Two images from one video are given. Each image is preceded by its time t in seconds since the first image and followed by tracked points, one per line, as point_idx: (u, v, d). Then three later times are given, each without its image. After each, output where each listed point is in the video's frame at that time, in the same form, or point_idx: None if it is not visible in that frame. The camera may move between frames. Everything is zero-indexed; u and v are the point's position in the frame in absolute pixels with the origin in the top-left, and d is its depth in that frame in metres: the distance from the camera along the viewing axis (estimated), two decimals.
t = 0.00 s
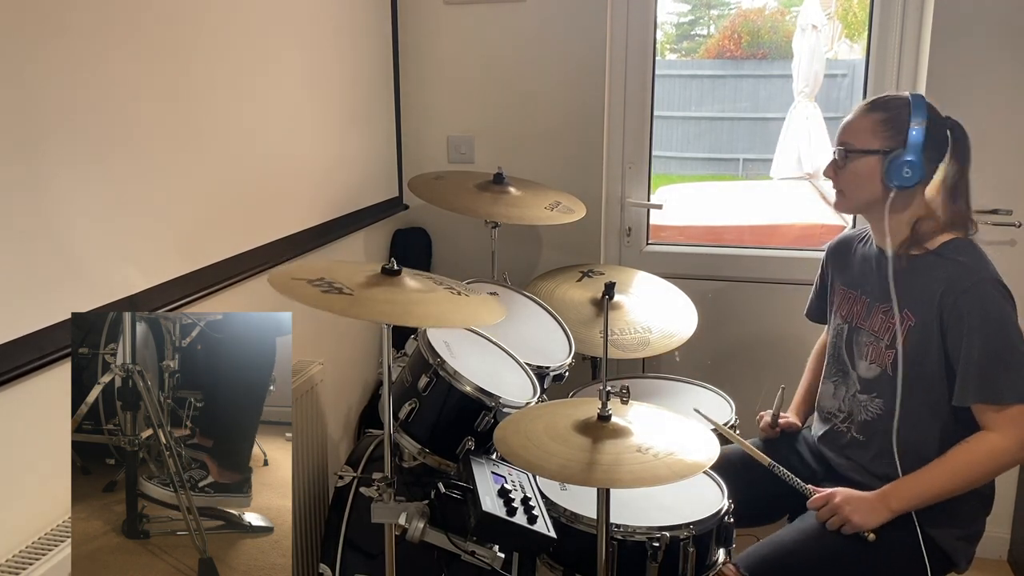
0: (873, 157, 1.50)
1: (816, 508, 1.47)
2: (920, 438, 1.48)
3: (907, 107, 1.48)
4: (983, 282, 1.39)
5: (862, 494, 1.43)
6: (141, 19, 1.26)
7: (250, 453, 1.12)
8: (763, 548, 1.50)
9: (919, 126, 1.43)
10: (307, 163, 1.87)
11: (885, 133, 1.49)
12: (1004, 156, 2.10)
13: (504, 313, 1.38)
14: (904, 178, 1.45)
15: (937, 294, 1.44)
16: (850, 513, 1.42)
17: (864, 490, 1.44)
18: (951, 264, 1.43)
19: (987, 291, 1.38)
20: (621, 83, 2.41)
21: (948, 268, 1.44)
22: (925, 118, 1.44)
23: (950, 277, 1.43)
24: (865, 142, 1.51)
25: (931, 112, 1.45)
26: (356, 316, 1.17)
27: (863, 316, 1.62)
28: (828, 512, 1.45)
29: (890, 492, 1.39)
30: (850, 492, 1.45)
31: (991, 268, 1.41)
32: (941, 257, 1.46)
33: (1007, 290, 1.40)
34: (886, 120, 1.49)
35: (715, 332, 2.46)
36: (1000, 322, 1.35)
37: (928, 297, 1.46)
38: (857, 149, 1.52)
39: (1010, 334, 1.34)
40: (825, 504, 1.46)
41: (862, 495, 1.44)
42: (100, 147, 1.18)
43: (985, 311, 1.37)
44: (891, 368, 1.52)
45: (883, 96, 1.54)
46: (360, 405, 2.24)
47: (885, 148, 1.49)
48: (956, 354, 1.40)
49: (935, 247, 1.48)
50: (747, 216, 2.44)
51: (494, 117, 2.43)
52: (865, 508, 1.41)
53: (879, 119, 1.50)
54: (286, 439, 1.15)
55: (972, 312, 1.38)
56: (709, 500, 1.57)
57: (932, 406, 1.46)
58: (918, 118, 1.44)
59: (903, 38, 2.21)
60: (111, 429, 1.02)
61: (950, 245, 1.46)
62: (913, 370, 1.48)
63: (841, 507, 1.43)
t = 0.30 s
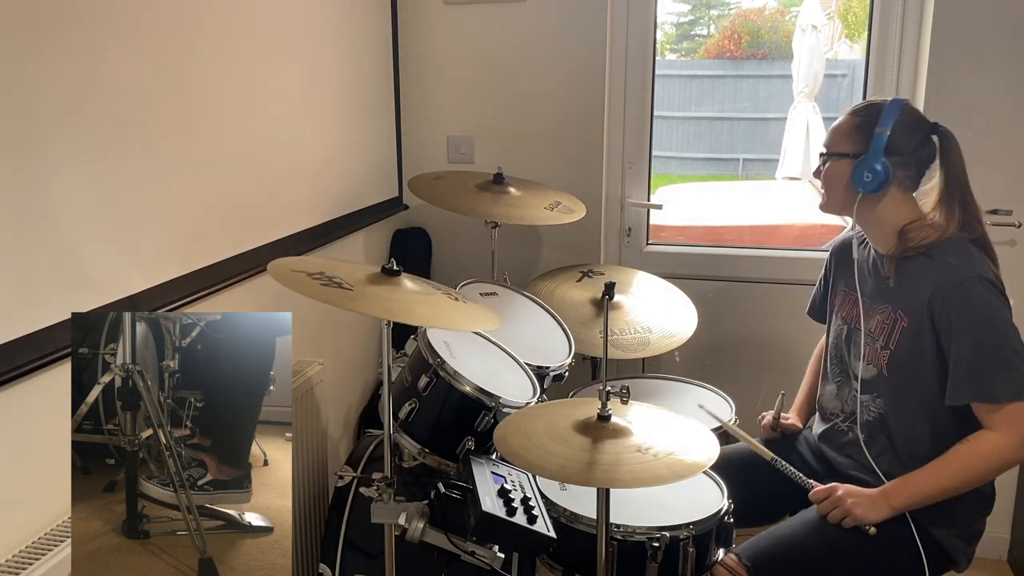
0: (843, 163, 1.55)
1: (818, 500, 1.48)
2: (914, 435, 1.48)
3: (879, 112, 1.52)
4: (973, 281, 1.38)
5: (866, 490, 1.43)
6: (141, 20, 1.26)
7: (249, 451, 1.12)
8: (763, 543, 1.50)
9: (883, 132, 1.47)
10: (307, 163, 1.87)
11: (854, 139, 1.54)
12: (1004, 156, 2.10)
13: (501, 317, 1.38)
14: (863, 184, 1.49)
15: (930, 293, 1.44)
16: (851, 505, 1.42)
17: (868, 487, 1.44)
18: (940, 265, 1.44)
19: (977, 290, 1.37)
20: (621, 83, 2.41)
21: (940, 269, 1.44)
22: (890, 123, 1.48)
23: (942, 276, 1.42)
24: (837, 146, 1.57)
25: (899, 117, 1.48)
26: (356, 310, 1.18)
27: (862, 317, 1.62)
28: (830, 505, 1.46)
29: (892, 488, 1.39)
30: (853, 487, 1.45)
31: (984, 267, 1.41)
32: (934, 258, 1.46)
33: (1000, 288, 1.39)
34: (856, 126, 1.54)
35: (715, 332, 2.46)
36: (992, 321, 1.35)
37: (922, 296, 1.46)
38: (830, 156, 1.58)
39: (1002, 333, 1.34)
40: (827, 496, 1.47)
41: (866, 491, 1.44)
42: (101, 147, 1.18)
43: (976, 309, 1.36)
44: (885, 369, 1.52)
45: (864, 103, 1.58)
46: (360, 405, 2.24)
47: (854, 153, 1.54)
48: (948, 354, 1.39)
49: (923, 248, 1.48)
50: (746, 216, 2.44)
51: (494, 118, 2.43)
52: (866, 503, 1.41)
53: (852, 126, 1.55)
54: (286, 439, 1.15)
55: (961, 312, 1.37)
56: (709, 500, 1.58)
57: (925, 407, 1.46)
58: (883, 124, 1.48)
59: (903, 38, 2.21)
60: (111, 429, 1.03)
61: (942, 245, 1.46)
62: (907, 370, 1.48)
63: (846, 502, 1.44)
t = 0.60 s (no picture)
0: (857, 160, 1.54)
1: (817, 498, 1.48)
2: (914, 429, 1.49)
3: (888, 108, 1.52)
4: (977, 275, 1.38)
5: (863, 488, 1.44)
6: (141, 20, 1.26)
7: (251, 453, 1.12)
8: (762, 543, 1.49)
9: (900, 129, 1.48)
10: (307, 164, 1.87)
11: (866, 136, 1.53)
12: (1004, 156, 2.10)
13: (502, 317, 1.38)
14: (886, 179, 1.50)
15: (931, 288, 1.44)
16: (849, 501, 1.43)
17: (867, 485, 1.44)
18: (942, 257, 1.44)
19: (981, 283, 1.37)
20: (621, 83, 2.41)
21: (942, 261, 1.44)
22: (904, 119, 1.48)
23: (944, 270, 1.43)
24: (847, 144, 1.55)
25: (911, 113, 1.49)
26: (354, 311, 1.18)
27: (864, 313, 1.61)
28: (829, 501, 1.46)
29: (889, 486, 1.40)
30: (850, 484, 1.46)
31: (985, 261, 1.41)
32: (936, 252, 1.46)
33: (1003, 283, 1.39)
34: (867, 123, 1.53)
35: (715, 332, 2.46)
36: (992, 313, 1.35)
37: (924, 290, 1.46)
38: (842, 153, 1.56)
39: (1003, 326, 1.34)
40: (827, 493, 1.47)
41: (863, 489, 1.45)
42: (101, 147, 1.18)
43: (976, 302, 1.36)
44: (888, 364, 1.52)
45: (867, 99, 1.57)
46: (360, 405, 2.24)
47: (867, 150, 1.53)
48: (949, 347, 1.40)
49: (927, 243, 1.48)
50: (746, 216, 2.44)
51: (494, 118, 2.43)
52: (864, 500, 1.42)
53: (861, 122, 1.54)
54: (286, 439, 1.15)
55: (964, 303, 1.37)
56: (709, 500, 1.58)
57: (925, 400, 1.46)
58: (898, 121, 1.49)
59: (903, 38, 2.22)
60: (111, 429, 1.02)
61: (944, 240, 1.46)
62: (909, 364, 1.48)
63: (843, 499, 1.44)
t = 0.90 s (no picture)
0: (911, 164, 1.47)
1: (805, 490, 1.48)
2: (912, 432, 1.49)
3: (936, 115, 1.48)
4: (982, 277, 1.40)
5: (854, 484, 1.44)
6: (141, 21, 1.27)
7: (251, 454, 1.12)
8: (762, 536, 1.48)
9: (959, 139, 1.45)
10: (307, 164, 1.87)
11: (923, 140, 1.47)
12: (1004, 157, 2.10)
13: (501, 317, 1.38)
14: (943, 187, 1.44)
15: (934, 290, 1.45)
16: (838, 497, 1.43)
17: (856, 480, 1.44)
18: (946, 261, 1.45)
19: (986, 286, 1.39)
20: (621, 83, 2.41)
21: (946, 264, 1.44)
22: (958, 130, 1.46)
23: (947, 273, 1.44)
24: (901, 145, 1.47)
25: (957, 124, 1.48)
26: (354, 310, 1.18)
27: (863, 317, 1.61)
28: (817, 495, 1.46)
29: (883, 482, 1.40)
30: (841, 479, 1.45)
31: (986, 264, 1.42)
32: (938, 255, 1.46)
33: (1004, 285, 1.40)
34: (925, 127, 1.47)
35: (715, 332, 2.46)
36: (995, 316, 1.36)
37: (926, 292, 1.46)
38: (897, 153, 1.47)
39: (1005, 329, 1.36)
40: (815, 486, 1.47)
41: (854, 484, 1.44)
42: (101, 148, 1.18)
43: (980, 305, 1.38)
44: (893, 369, 1.51)
45: (905, 99, 1.51)
46: (360, 405, 2.24)
47: (921, 155, 1.47)
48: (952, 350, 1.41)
49: (930, 247, 1.48)
50: (747, 217, 2.44)
51: (494, 118, 2.43)
52: (855, 495, 1.42)
53: (917, 125, 1.47)
54: (286, 439, 1.14)
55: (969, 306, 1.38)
56: (709, 500, 1.58)
57: (926, 403, 1.47)
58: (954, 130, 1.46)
59: (903, 39, 2.22)
60: (111, 429, 1.03)
61: (947, 244, 1.47)
62: (913, 369, 1.48)
63: (831, 493, 1.44)
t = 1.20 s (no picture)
0: (907, 172, 1.46)
1: (803, 495, 1.49)
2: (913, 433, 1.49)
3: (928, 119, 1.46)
4: (984, 282, 1.39)
5: (850, 486, 1.44)
6: (141, 20, 1.27)
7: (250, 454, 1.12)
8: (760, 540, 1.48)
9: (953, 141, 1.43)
10: (307, 163, 1.87)
11: (916, 147, 1.45)
12: (1004, 157, 2.10)
13: (501, 317, 1.38)
14: (942, 190, 1.44)
15: (936, 293, 1.45)
16: (836, 500, 1.43)
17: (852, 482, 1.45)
18: (949, 264, 1.44)
19: (988, 291, 1.38)
20: (621, 83, 2.41)
21: (947, 267, 1.44)
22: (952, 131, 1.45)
23: (949, 276, 1.43)
24: (896, 154, 1.46)
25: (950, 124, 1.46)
26: (354, 310, 1.18)
27: (866, 321, 1.61)
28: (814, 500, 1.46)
29: (879, 485, 1.41)
30: (838, 482, 1.46)
31: (989, 268, 1.42)
32: (940, 258, 1.46)
33: (1006, 288, 1.40)
34: (917, 134, 1.45)
35: (714, 332, 2.46)
36: (997, 320, 1.36)
37: (928, 294, 1.46)
38: (891, 163, 1.46)
39: (1006, 333, 1.36)
40: (813, 491, 1.48)
41: (850, 486, 1.45)
42: (101, 147, 1.18)
43: (981, 308, 1.38)
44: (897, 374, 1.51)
45: (895, 106, 1.50)
46: (360, 405, 2.24)
47: (916, 162, 1.46)
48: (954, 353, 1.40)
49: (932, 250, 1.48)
50: (747, 217, 2.44)
51: (494, 117, 2.43)
52: (851, 498, 1.42)
53: (910, 132, 1.46)
54: (286, 439, 1.14)
55: (972, 309, 1.38)
56: (709, 500, 1.58)
57: (925, 405, 1.47)
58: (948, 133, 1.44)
59: (903, 39, 2.22)
60: (111, 429, 1.02)
61: (949, 248, 1.45)
62: (915, 373, 1.48)
63: (828, 496, 1.44)
